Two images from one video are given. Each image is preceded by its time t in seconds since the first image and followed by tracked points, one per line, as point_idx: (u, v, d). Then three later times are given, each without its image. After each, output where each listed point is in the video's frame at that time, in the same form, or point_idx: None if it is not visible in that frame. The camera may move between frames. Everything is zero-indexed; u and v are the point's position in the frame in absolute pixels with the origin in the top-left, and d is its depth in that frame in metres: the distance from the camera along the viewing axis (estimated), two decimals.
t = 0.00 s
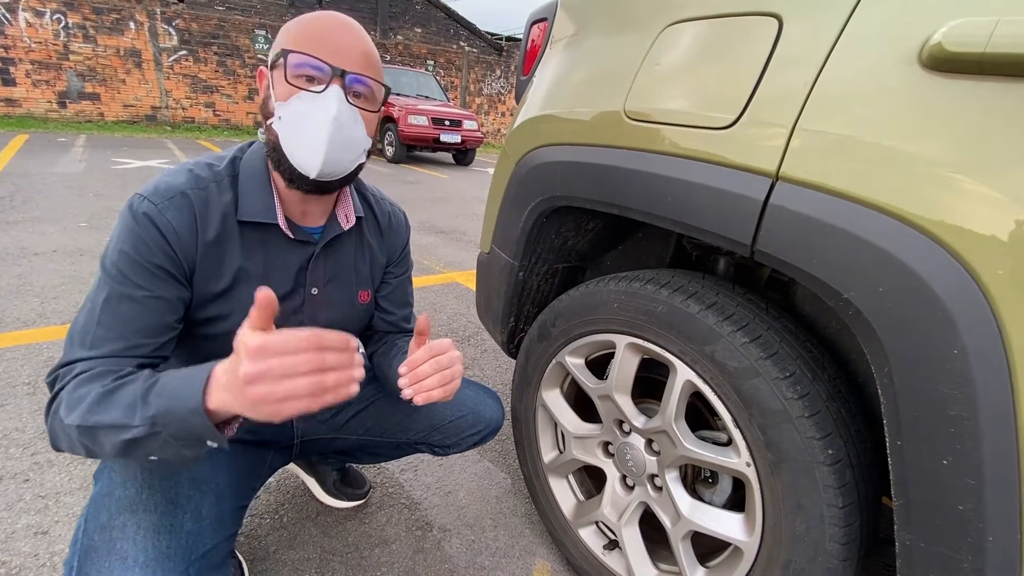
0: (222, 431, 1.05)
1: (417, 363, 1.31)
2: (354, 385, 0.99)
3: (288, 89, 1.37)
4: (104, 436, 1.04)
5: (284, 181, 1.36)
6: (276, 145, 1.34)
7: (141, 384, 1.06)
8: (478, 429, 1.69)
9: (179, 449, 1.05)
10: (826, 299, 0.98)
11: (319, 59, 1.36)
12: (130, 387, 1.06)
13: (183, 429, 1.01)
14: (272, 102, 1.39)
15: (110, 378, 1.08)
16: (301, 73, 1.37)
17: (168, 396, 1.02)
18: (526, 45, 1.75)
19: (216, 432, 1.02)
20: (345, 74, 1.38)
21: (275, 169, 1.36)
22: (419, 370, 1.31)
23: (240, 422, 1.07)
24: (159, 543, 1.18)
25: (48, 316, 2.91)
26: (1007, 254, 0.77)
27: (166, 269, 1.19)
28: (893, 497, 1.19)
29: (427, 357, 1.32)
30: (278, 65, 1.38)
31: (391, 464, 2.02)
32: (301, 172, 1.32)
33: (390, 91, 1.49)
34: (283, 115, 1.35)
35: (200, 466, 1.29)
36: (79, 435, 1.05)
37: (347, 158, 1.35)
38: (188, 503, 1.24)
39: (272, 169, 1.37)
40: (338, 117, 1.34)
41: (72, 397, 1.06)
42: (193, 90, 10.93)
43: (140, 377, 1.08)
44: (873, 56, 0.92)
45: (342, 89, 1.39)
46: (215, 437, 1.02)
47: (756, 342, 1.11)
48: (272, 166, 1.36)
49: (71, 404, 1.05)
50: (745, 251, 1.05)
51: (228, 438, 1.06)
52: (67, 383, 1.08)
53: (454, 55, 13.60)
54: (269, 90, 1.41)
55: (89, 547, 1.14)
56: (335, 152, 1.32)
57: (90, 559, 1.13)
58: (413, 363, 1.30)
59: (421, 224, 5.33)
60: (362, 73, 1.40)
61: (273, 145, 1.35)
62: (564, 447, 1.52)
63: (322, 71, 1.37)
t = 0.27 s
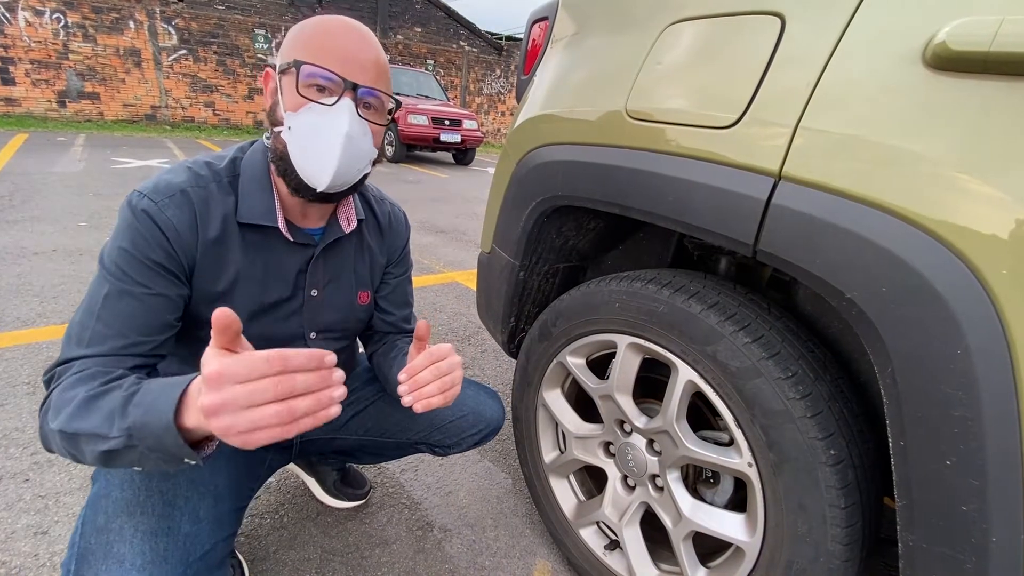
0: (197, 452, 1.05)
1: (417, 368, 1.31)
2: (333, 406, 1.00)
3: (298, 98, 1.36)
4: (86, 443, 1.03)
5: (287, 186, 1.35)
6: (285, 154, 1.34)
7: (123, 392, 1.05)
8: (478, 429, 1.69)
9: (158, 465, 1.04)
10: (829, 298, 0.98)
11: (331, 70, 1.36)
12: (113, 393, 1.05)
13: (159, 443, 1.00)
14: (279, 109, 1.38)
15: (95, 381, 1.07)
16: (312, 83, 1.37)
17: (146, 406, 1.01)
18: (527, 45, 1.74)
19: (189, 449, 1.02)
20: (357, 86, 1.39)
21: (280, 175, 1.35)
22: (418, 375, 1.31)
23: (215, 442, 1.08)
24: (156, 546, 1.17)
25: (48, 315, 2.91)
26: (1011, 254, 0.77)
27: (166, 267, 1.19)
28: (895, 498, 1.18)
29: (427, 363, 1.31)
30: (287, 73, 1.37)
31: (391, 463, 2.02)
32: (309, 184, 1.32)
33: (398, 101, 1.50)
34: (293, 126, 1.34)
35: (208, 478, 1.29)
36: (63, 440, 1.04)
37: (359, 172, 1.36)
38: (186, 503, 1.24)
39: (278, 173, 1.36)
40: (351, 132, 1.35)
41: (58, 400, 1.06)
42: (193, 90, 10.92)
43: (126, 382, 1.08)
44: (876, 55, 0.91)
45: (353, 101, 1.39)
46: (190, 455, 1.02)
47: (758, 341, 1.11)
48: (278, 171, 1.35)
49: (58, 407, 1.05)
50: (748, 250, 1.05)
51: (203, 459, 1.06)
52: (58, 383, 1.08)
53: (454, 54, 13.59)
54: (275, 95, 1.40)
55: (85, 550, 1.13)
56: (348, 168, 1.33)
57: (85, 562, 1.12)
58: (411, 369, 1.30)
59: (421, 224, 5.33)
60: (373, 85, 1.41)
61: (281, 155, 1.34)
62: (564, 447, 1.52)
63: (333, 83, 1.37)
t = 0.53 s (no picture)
0: (211, 487, 1.02)
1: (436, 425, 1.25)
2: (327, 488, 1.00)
3: (291, 85, 1.36)
4: (99, 463, 1.03)
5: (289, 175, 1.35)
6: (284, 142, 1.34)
7: (145, 421, 1.05)
8: (480, 429, 1.69)
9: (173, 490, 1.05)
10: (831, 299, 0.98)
11: (322, 53, 1.36)
12: (132, 418, 1.05)
13: (181, 479, 1.01)
14: (273, 100, 1.38)
15: (110, 400, 1.06)
16: (303, 68, 1.36)
17: (172, 446, 1.01)
18: (527, 44, 1.74)
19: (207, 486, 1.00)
20: (349, 66, 1.38)
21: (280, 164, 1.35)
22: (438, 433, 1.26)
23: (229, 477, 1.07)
24: (161, 551, 1.16)
25: (49, 315, 2.91)
26: (1014, 254, 0.77)
27: (161, 268, 1.19)
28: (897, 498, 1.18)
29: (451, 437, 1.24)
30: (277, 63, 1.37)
31: (392, 464, 2.01)
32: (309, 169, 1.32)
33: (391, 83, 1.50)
34: (289, 114, 1.34)
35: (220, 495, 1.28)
36: (73, 454, 1.04)
37: (358, 152, 1.36)
38: (191, 509, 1.24)
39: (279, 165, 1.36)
40: (347, 113, 1.35)
41: (67, 416, 1.04)
42: (193, 90, 10.92)
43: (143, 408, 1.08)
44: (879, 55, 0.91)
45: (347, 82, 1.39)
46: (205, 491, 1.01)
47: (760, 341, 1.10)
48: (279, 160, 1.35)
49: (69, 421, 1.04)
50: (750, 251, 1.05)
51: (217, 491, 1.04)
52: (63, 392, 1.07)
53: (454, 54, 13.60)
54: (267, 87, 1.39)
55: (90, 556, 1.13)
56: (347, 147, 1.33)
57: (90, 568, 1.11)
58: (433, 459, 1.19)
59: (421, 224, 5.33)
60: (365, 64, 1.41)
61: (279, 143, 1.34)
62: (565, 448, 1.52)
63: (325, 65, 1.37)
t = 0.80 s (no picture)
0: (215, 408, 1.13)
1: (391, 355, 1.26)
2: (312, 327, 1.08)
3: (315, 95, 1.33)
4: (105, 420, 1.12)
5: (291, 176, 1.34)
6: (303, 151, 1.32)
7: (139, 370, 1.13)
8: (483, 432, 1.69)
9: (177, 429, 1.13)
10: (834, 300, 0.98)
11: (350, 65, 1.34)
12: (128, 372, 1.13)
13: (181, 408, 1.10)
14: (292, 105, 1.33)
15: (106, 364, 1.14)
16: (329, 79, 1.34)
17: (166, 380, 1.10)
18: (530, 44, 1.74)
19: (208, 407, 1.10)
20: (374, 82, 1.39)
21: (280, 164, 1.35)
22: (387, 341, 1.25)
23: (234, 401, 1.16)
24: (163, 557, 1.16)
25: (49, 316, 2.91)
26: (1018, 255, 0.77)
27: (153, 268, 1.19)
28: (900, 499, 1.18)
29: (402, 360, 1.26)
30: (300, 68, 1.32)
31: (393, 464, 2.01)
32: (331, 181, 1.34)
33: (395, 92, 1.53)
34: (312, 123, 1.32)
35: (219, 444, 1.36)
36: (79, 418, 1.11)
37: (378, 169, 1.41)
38: (194, 514, 1.25)
39: (285, 166, 1.34)
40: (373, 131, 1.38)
41: (67, 386, 1.11)
42: (193, 90, 10.92)
43: (136, 363, 1.15)
44: (882, 56, 0.91)
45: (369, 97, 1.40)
46: (209, 416, 1.11)
47: (762, 342, 1.10)
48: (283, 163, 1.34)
49: (68, 392, 1.11)
50: (753, 251, 1.05)
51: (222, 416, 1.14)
52: (60, 376, 1.13)
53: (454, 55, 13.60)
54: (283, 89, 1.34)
55: (92, 561, 1.13)
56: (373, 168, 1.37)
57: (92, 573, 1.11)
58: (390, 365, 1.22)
59: (422, 224, 5.33)
60: (385, 79, 1.43)
61: (296, 150, 1.32)
62: (567, 449, 1.52)
63: (351, 77, 1.36)
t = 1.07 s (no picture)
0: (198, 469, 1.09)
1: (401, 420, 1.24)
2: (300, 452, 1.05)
3: (312, 99, 1.33)
4: (98, 455, 1.09)
5: (295, 185, 1.34)
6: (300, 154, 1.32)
7: (134, 412, 1.10)
8: (484, 432, 1.69)
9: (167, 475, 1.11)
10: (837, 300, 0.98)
11: (346, 69, 1.33)
12: (124, 410, 1.10)
13: (171, 466, 1.06)
14: (291, 111, 1.35)
15: (103, 393, 1.11)
16: (325, 83, 1.34)
17: (161, 434, 1.06)
18: (531, 45, 1.73)
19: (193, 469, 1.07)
20: (371, 85, 1.38)
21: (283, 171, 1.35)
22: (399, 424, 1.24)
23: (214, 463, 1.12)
24: (161, 554, 1.16)
25: (50, 316, 2.90)
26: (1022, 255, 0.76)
27: (156, 276, 1.19)
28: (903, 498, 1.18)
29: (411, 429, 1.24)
30: (296, 73, 1.33)
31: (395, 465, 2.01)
32: (327, 184, 1.33)
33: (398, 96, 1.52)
34: (308, 128, 1.33)
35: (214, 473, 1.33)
36: (73, 447, 1.09)
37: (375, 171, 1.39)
38: (192, 509, 1.24)
39: (287, 173, 1.34)
40: (370, 133, 1.36)
41: (64, 410, 1.09)
42: (193, 90, 10.92)
43: (133, 400, 1.12)
44: (885, 55, 0.91)
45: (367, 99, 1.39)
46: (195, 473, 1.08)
47: (765, 342, 1.10)
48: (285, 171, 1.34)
49: (66, 416, 1.09)
50: (756, 251, 1.05)
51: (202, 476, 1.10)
52: (60, 389, 1.11)
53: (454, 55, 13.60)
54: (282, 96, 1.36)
55: (90, 557, 1.13)
56: (368, 169, 1.35)
57: (90, 569, 1.11)
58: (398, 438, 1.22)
59: (422, 224, 5.33)
60: (383, 82, 1.41)
61: (295, 155, 1.33)
62: (569, 449, 1.52)
63: (347, 81, 1.35)
